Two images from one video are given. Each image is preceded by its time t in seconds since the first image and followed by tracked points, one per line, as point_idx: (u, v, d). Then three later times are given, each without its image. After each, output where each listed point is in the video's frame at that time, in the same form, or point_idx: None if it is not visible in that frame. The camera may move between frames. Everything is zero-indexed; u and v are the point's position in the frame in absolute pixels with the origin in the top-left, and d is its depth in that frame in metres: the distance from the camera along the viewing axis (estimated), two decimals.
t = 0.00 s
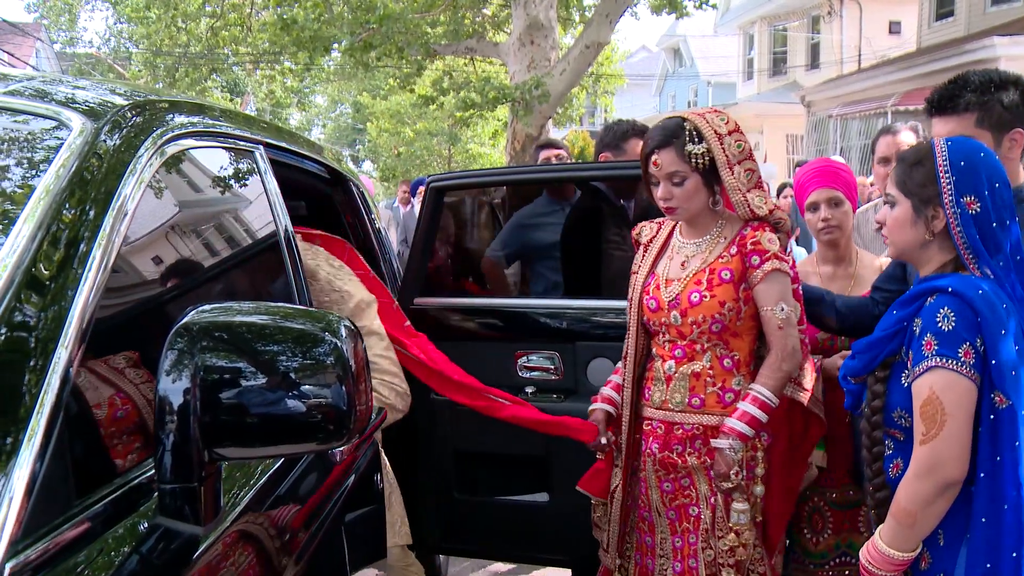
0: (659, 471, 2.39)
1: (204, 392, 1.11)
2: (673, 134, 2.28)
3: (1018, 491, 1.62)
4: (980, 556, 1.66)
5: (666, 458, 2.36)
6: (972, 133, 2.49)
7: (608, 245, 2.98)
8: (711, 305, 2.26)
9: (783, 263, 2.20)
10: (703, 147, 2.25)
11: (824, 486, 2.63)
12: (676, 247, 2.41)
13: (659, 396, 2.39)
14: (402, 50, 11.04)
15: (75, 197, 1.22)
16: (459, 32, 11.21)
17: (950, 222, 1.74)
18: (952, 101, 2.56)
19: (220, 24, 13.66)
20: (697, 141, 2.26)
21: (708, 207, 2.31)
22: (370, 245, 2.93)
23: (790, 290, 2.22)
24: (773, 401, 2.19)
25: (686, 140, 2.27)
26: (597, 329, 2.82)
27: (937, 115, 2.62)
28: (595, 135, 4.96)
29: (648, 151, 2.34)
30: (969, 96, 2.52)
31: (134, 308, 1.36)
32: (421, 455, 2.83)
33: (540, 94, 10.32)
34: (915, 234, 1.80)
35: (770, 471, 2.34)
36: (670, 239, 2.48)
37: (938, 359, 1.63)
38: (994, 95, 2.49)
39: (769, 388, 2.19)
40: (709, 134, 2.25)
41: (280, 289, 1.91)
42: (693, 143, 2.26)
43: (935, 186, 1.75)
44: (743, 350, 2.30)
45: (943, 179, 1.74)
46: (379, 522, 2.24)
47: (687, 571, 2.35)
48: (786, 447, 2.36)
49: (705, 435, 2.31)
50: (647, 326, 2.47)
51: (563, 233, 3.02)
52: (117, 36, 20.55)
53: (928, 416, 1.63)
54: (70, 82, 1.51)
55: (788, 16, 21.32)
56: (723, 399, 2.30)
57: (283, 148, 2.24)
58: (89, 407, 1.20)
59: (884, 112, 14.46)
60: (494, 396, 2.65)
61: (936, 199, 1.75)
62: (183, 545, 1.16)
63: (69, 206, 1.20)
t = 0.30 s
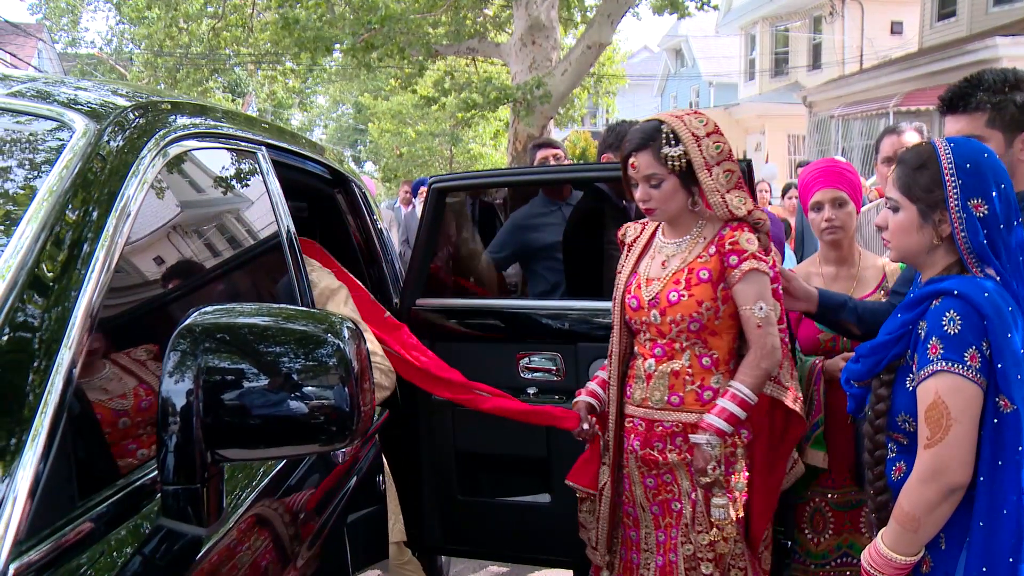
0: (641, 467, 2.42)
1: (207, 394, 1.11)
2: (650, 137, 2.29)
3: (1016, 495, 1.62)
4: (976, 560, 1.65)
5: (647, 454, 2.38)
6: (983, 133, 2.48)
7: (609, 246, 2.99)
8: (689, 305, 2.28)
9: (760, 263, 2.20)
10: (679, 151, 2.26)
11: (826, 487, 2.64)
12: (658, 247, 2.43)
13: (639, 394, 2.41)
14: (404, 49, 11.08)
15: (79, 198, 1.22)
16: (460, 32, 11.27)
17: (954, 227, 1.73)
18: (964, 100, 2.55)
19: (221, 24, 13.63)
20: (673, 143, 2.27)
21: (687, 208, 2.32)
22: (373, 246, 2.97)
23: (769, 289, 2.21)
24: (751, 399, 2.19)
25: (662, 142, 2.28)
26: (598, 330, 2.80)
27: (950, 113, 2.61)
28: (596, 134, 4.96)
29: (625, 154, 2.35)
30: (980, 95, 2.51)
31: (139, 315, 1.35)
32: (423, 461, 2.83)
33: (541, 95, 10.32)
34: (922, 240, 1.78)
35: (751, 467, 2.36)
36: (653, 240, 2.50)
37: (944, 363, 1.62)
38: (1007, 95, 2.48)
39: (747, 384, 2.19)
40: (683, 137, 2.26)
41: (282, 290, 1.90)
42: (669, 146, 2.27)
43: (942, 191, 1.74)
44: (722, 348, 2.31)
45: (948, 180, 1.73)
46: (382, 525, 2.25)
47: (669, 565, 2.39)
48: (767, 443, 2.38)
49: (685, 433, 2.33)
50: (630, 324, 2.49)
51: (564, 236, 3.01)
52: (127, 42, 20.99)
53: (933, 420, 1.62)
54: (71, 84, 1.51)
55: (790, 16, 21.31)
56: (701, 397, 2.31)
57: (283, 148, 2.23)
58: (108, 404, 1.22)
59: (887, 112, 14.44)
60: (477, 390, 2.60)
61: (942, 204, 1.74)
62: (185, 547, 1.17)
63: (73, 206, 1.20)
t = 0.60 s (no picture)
0: (617, 463, 2.43)
1: (209, 396, 1.11)
2: (619, 143, 2.29)
3: None
4: (992, 566, 1.63)
5: (623, 450, 2.39)
6: (988, 135, 2.49)
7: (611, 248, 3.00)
8: (662, 305, 2.28)
9: (732, 263, 2.20)
10: (648, 156, 2.25)
11: (828, 487, 2.66)
12: (636, 249, 2.44)
13: (619, 391, 2.42)
14: (405, 50, 11.10)
15: (82, 199, 1.22)
16: (463, 33, 11.25)
17: (963, 229, 1.73)
18: (970, 101, 2.57)
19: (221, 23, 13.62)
20: (643, 149, 2.26)
21: (660, 211, 2.32)
22: (376, 246, 2.96)
23: (743, 289, 2.22)
24: (724, 396, 2.17)
25: (631, 148, 2.27)
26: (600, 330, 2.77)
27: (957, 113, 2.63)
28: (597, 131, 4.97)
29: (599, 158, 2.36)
30: (987, 97, 2.53)
31: (139, 322, 1.33)
32: (424, 459, 2.84)
33: (543, 95, 10.33)
34: (930, 244, 1.77)
35: (725, 466, 2.36)
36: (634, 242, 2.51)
37: (955, 366, 1.60)
38: (1014, 97, 2.50)
39: (721, 382, 2.18)
40: (652, 142, 2.25)
41: (285, 291, 1.91)
42: (638, 151, 2.26)
43: (951, 194, 1.73)
44: (699, 346, 2.30)
45: (955, 180, 1.73)
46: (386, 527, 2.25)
47: (638, 559, 2.41)
48: (746, 443, 2.37)
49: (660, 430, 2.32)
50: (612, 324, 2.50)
51: (565, 236, 3.02)
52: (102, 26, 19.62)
53: (943, 424, 1.60)
54: (73, 84, 1.52)
55: (792, 16, 21.31)
56: (678, 395, 2.30)
57: (285, 148, 2.23)
58: (138, 394, 1.28)
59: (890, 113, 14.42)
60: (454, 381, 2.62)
61: (952, 207, 1.74)
62: (188, 546, 1.18)
63: (77, 208, 1.20)
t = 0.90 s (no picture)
0: (602, 460, 2.39)
1: (207, 396, 1.09)
2: (596, 143, 2.30)
3: None
4: None
5: (608, 447, 2.36)
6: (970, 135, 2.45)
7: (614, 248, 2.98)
8: (645, 302, 2.27)
9: (715, 257, 2.19)
10: (624, 155, 2.24)
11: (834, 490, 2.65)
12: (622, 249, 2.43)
13: (609, 389, 2.39)
14: (405, 47, 11.16)
15: (80, 198, 1.20)
16: (465, 28, 11.39)
17: (964, 228, 1.69)
18: (949, 103, 2.53)
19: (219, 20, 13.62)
20: (619, 147, 2.26)
21: (641, 209, 2.31)
22: (376, 245, 2.93)
23: (726, 283, 2.20)
24: (706, 390, 2.19)
25: (607, 148, 2.28)
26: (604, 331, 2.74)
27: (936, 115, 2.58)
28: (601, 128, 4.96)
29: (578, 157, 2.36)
30: (965, 99, 2.49)
31: (143, 324, 1.32)
32: (427, 459, 2.83)
33: (545, 92, 10.32)
34: (933, 249, 1.74)
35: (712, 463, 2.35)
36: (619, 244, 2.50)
37: (955, 372, 1.57)
38: (993, 97, 2.45)
39: (704, 376, 2.19)
40: (630, 140, 2.25)
41: (286, 292, 1.89)
42: (615, 150, 2.26)
43: (942, 196, 1.70)
44: (686, 343, 2.28)
45: (944, 181, 1.70)
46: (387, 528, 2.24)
47: (611, 554, 2.38)
48: (739, 443, 2.37)
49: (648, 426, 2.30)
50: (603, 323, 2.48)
51: (573, 229, 2.95)
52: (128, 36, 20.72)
53: (943, 432, 1.57)
54: (70, 82, 1.50)
55: (796, 13, 21.29)
56: (665, 391, 2.29)
57: (284, 146, 2.22)
58: (153, 386, 1.29)
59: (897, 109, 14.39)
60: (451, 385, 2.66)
61: (946, 208, 1.70)
62: (188, 552, 1.15)
63: (75, 208, 1.19)
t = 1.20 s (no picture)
0: (588, 463, 2.37)
1: (205, 396, 1.08)
2: (583, 143, 2.28)
3: None
4: None
5: (594, 449, 2.34)
6: (934, 133, 2.43)
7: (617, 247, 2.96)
8: (632, 303, 2.25)
9: (703, 257, 2.17)
10: (610, 155, 2.23)
11: (841, 492, 2.63)
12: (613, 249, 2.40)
13: (598, 391, 2.37)
14: (408, 43, 11.05)
15: (76, 196, 1.18)
16: (466, 24, 11.20)
17: (960, 236, 1.65)
18: (913, 101, 2.48)
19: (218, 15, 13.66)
20: (606, 146, 2.24)
21: (630, 209, 2.29)
22: (376, 243, 2.91)
23: (715, 284, 2.18)
24: (693, 392, 2.15)
25: (593, 147, 2.26)
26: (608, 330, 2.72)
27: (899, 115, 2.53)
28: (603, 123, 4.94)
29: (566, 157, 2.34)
30: (928, 96, 2.45)
31: (152, 320, 1.35)
32: (428, 462, 2.80)
33: (549, 88, 10.29)
34: (934, 258, 1.70)
35: (701, 468, 2.32)
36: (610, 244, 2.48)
37: (949, 388, 1.54)
38: (954, 92, 2.42)
39: (692, 377, 2.16)
40: (617, 139, 2.22)
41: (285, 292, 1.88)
42: (601, 149, 2.24)
43: (933, 205, 1.66)
44: (674, 344, 2.26)
45: (933, 192, 1.67)
46: (386, 533, 2.21)
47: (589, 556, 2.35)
48: (730, 446, 2.35)
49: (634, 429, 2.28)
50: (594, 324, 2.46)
51: (581, 226, 2.92)
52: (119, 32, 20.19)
53: (939, 448, 1.54)
54: (64, 78, 1.48)
55: (803, 8, 21.24)
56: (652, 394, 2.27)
57: (284, 143, 2.20)
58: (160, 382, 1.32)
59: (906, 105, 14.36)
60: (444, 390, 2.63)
61: (939, 216, 1.66)
62: (184, 554, 1.14)
63: (71, 206, 1.17)
